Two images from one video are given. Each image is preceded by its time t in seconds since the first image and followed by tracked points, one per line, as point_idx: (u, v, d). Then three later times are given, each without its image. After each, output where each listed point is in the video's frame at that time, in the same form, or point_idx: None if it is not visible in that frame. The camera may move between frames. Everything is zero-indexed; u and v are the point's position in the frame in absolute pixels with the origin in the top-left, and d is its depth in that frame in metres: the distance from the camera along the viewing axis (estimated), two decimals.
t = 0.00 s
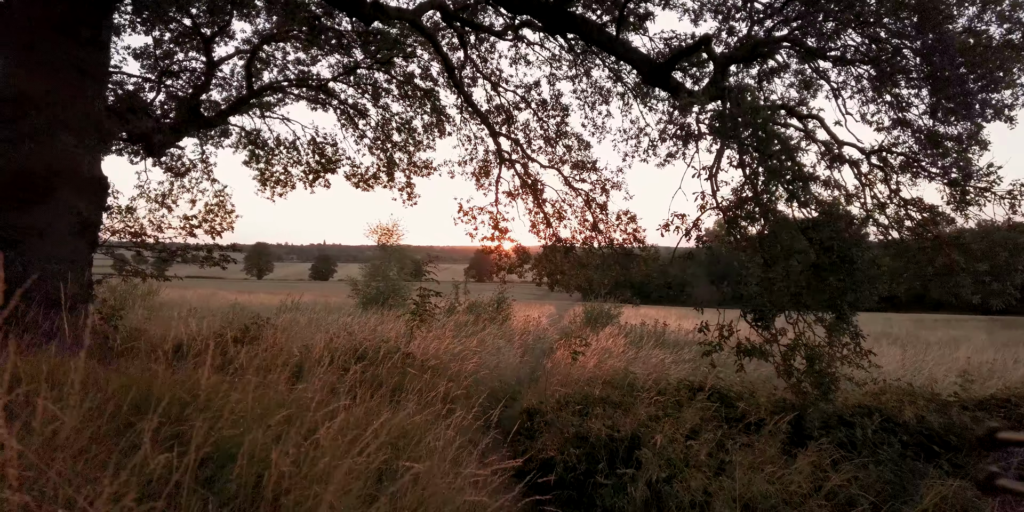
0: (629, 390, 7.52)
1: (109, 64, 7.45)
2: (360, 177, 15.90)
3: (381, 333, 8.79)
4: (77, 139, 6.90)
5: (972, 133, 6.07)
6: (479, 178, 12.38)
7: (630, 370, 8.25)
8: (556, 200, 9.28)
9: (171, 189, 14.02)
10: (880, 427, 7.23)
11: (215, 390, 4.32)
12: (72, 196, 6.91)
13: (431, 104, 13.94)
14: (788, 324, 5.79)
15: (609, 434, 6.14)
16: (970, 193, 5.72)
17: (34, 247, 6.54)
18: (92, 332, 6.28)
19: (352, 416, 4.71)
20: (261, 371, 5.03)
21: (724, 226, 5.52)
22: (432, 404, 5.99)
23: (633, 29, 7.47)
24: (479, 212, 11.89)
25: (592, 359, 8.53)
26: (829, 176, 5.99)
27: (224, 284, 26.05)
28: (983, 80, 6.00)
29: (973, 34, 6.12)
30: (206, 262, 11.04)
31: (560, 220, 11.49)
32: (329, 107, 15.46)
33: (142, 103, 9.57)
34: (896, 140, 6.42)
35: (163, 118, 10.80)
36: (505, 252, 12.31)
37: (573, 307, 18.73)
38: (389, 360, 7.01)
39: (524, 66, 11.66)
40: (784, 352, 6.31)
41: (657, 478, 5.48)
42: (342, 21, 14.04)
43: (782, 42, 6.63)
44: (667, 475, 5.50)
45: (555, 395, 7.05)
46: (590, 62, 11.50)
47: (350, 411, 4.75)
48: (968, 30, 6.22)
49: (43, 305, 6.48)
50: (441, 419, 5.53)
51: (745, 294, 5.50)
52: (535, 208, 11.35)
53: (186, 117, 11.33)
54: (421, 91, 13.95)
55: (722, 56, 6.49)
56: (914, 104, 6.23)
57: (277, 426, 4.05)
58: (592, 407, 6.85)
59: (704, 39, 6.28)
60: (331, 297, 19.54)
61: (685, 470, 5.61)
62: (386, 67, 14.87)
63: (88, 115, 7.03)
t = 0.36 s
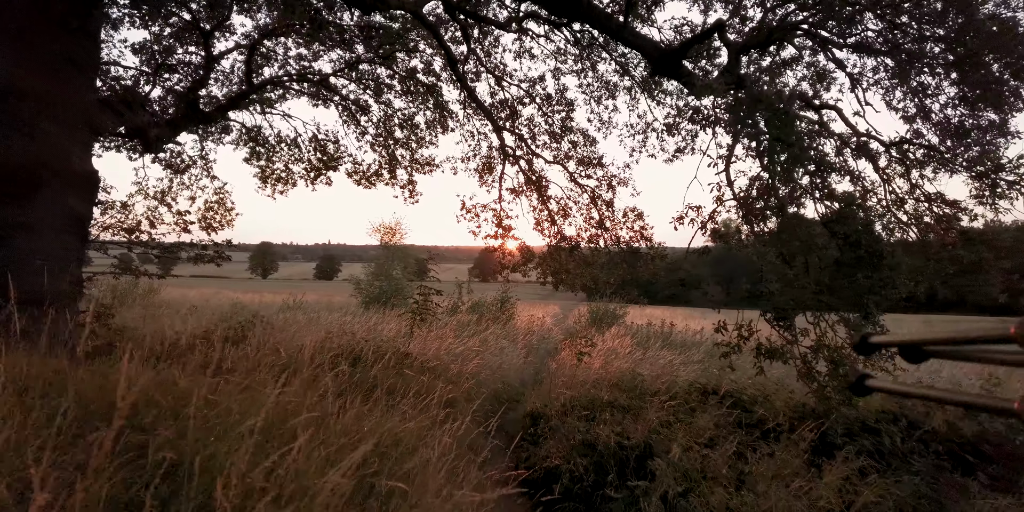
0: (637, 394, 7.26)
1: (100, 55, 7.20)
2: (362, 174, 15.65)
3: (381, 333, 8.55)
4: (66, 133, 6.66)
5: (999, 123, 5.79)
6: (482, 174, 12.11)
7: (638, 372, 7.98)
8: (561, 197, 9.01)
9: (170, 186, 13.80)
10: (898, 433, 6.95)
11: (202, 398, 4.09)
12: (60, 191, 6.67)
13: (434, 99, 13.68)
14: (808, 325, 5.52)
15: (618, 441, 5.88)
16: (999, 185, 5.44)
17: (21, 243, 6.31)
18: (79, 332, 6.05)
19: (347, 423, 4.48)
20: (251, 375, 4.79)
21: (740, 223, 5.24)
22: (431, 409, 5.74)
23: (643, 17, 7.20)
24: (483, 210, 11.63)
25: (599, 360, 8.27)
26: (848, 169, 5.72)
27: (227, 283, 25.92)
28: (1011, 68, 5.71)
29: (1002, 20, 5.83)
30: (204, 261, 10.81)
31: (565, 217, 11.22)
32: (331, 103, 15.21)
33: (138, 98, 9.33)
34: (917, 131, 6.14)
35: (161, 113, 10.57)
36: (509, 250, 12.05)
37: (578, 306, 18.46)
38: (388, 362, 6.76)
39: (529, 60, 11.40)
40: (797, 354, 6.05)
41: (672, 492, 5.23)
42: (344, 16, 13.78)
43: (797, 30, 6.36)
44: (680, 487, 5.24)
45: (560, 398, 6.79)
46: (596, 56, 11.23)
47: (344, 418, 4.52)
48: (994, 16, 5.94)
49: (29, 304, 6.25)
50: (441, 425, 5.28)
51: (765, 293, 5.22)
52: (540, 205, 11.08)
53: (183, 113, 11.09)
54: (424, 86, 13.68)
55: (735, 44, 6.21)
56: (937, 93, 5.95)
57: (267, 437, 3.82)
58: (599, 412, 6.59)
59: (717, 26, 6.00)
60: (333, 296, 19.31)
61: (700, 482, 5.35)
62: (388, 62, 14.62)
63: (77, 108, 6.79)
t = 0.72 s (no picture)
0: (643, 399, 7.03)
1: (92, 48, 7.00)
2: (364, 172, 15.46)
3: (380, 334, 8.34)
4: (55, 127, 6.46)
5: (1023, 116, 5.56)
6: (484, 171, 11.89)
7: (643, 374, 7.75)
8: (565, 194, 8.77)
9: (169, 183, 13.63)
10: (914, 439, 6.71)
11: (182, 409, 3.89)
12: (49, 187, 6.48)
13: (436, 95, 13.45)
14: (826, 327, 5.28)
15: (623, 449, 5.65)
16: None
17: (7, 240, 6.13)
18: (66, 333, 5.86)
19: (336, 433, 4.28)
20: (238, 382, 4.60)
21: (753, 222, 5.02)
22: (428, 415, 5.54)
23: (649, 6, 6.97)
24: (485, 207, 11.42)
25: (603, 362, 8.04)
26: (863, 165, 5.49)
27: (229, 282, 25.77)
28: None
29: None
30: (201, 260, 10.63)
31: (568, 216, 11.00)
32: (332, 100, 15.01)
33: (133, 93, 9.14)
34: (934, 125, 5.91)
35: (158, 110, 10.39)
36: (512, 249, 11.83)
37: (582, 306, 18.23)
38: (386, 364, 6.55)
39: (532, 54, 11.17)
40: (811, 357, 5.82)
41: (684, 507, 4.99)
42: (345, 11, 13.57)
43: (810, 19, 6.13)
44: (689, 499, 5.01)
45: (563, 402, 6.57)
46: (601, 51, 11.01)
47: (333, 427, 4.32)
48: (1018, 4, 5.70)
49: (14, 302, 6.05)
50: (438, 432, 5.07)
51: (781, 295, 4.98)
52: (543, 202, 10.87)
53: (181, 109, 10.91)
54: (425, 82, 13.46)
55: (746, 33, 5.97)
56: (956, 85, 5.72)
57: (247, 455, 3.61)
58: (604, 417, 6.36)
59: (728, 13, 5.77)
60: (335, 295, 19.14)
61: (714, 496, 5.12)
62: (390, 58, 14.40)
63: (67, 102, 6.60)
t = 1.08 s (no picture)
0: (656, 403, 6.75)
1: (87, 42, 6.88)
2: (371, 171, 15.28)
3: (385, 334, 8.13)
4: (48, 121, 6.35)
5: None
6: (492, 168, 11.67)
7: (656, 376, 7.48)
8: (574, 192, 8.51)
9: (175, 182, 13.54)
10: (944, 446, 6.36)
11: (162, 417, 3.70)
12: (43, 182, 6.37)
13: (444, 92, 13.23)
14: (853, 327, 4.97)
15: (637, 458, 5.33)
16: None
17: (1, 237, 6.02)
18: (60, 332, 5.71)
19: (327, 442, 4.06)
20: (227, 388, 4.41)
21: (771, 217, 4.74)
22: (430, 420, 5.29)
23: None
24: (493, 205, 11.20)
25: (615, 363, 7.78)
26: (888, 156, 5.19)
27: (240, 283, 25.75)
28: None
29: None
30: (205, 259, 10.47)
31: (579, 214, 10.75)
32: (339, 98, 14.84)
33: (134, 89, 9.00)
34: (964, 114, 5.60)
35: (161, 108, 10.26)
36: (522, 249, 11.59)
37: (594, 306, 17.93)
38: (388, 366, 6.32)
39: (541, 49, 10.93)
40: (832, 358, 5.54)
41: None
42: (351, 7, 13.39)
43: (831, 5, 5.84)
44: None
45: (573, 405, 6.31)
46: (611, 45, 10.75)
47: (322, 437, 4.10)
48: None
49: (9, 301, 5.94)
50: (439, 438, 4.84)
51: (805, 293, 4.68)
52: (551, 200, 10.63)
53: (185, 106, 10.80)
54: (433, 79, 13.25)
55: (763, 19, 5.71)
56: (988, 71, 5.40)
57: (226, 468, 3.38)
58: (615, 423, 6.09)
59: None
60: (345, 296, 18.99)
61: None
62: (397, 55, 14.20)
63: (61, 96, 6.49)
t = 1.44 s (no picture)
0: (676, 407, 6.43)
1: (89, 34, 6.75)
2: (384, 168, 15.10)
3: (394, 334, 7.90)
4: (48, 114, 6.23)
5: None
6: (506, 165, 11.42)
7: (674, 380, 7.18)
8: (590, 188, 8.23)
9: (187, 180, 13.46)
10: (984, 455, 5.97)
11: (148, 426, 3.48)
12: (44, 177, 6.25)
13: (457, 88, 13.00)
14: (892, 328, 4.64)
15: (656, 469, 4.98)
16: None
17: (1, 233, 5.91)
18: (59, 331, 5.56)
19: (325, 456, 3.82)
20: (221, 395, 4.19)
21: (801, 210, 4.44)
22: (437, 425, 5.04)
23: None
24: (507, 203, 10.96)
25: (631, 365, 7.49)
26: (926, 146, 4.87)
27: (256, 283, 25.79)
28: None
29: None
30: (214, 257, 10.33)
31: (594, 211, 10.48)
32: (351, 95, 14.67)
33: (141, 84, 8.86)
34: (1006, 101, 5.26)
35: (171, 104, 10.16)
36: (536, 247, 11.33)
37: (610, 307, 17.62)
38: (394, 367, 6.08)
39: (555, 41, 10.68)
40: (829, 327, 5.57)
41: None
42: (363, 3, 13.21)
43: None
44: None
45: (587, 409, 6.03)
46: (627, 37, 10.47)
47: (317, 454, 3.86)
48: None
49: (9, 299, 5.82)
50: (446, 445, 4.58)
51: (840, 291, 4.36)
52: (566, 196, 10.36)
53: (195, 103, 10.69)
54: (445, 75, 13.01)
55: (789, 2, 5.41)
56: None
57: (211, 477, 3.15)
58: (632, 428, 5.78)
59: None
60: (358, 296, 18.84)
61: None
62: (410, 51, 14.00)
63: (62, 88, 6.36)
